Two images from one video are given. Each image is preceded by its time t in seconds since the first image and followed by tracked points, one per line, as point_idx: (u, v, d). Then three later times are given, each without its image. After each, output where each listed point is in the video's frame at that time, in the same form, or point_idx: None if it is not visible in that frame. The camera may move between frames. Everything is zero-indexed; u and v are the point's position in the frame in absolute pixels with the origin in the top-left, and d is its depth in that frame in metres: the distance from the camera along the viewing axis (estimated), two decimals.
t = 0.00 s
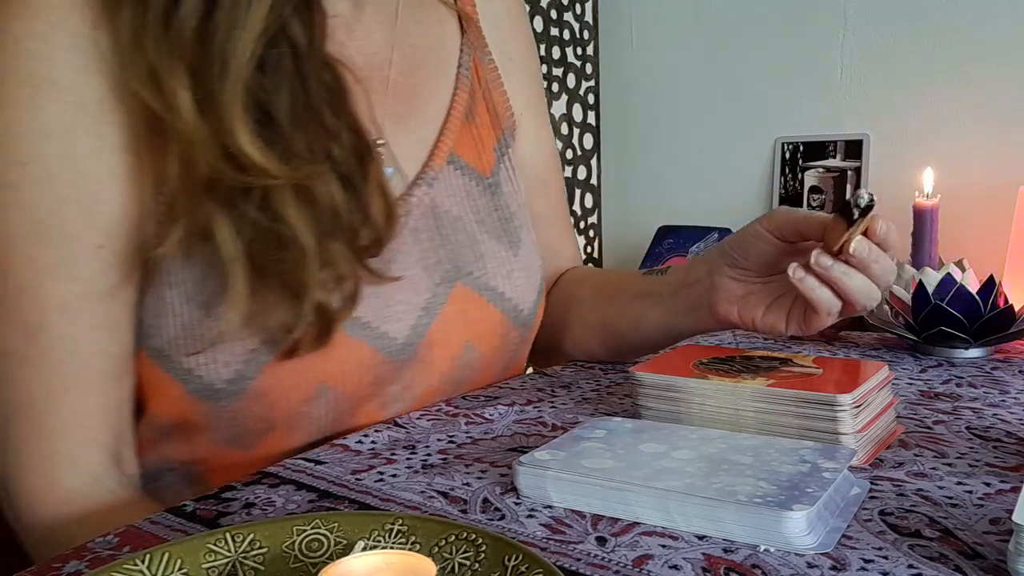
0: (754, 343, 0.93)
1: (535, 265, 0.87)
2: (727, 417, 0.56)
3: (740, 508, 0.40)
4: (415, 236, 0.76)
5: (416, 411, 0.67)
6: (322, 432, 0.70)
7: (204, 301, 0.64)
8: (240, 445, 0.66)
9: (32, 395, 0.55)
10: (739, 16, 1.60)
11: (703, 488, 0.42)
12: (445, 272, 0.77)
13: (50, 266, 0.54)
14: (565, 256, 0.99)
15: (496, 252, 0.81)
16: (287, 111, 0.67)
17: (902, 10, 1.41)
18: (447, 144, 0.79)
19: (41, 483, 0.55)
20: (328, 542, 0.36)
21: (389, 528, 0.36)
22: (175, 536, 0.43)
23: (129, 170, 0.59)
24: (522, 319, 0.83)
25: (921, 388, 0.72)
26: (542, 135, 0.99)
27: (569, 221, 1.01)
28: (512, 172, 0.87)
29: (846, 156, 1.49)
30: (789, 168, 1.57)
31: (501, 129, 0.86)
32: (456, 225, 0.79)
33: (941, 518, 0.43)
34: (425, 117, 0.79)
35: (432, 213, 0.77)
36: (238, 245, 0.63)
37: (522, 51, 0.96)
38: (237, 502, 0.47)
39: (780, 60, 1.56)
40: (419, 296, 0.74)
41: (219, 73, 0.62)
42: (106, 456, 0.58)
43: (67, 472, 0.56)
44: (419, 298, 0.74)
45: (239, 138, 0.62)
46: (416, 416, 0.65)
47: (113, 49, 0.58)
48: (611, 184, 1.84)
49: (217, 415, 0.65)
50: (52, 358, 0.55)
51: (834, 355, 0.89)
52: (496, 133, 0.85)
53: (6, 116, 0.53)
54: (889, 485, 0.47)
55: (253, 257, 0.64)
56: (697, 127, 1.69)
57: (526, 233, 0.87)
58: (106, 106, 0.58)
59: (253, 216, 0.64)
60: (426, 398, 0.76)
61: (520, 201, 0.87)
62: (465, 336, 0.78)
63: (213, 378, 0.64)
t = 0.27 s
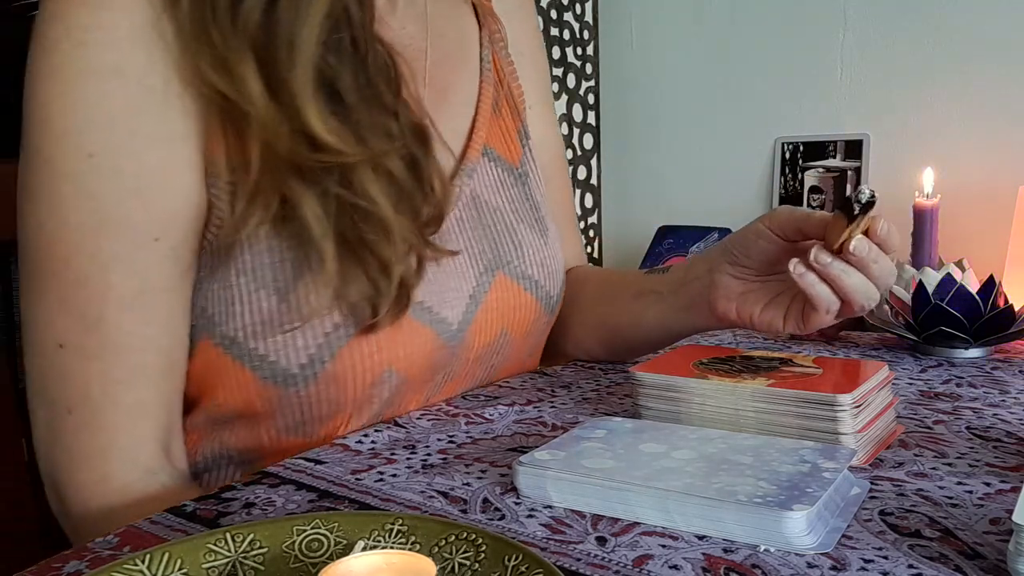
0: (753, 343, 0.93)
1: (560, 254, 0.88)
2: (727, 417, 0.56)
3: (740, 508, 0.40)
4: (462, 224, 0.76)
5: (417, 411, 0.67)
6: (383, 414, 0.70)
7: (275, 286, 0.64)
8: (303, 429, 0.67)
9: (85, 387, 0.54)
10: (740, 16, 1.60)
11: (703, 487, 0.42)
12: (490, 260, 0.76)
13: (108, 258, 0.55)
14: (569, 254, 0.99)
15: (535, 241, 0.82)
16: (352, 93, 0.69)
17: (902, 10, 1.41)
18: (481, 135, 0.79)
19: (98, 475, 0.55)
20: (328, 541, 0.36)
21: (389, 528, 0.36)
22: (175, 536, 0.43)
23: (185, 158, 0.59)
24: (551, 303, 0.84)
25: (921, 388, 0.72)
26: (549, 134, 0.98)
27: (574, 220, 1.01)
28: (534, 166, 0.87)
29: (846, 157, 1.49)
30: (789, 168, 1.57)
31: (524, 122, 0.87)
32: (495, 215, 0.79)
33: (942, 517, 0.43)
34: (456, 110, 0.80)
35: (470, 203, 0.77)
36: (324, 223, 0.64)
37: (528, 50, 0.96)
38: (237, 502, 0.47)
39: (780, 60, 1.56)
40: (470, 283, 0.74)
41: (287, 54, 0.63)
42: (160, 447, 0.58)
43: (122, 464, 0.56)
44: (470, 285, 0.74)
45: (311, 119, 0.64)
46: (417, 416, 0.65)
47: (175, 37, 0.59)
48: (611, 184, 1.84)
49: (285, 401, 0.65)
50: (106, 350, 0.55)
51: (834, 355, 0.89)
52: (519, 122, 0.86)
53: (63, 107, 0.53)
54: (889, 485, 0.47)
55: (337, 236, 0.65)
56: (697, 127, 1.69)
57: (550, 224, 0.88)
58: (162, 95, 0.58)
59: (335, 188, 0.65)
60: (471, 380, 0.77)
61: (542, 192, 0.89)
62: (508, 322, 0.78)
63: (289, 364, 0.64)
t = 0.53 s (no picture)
0: (753, 344, 0.93)
1: (554, 253, 0.88)
2: (727, 417, 0.56)
3: (740, 508, 0.40)
4: (456, 224, 0.76)
5: (417, 411, 0.67)
6: (377, 415, 0.70)
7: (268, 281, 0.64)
8: (294, 429, 0.66)
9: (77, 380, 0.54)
10: (739, 16, 1.60)
11: (703, 487, 0.42)
12: (484, 260, 0.77)
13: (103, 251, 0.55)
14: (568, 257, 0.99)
15: (528, 242, 0.82)
16: (350, 84, 0.70)
17: (902, 10, 1.41)
18: (476, 136, 0.80)
19: (89, 472, 0.53)
20: (328, 541, 0.36)
21: (389, 528, 0.36)
22: (175, 536, 0.43)
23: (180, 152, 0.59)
24: (545, 305, 0.84)
25: (921, 388, 0.72)
26: (542, 136, 0.98)
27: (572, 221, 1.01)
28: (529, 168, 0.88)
29: (846, 157, 1.49)
30: (789, 168, 1.57)
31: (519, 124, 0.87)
32: (488, 215, 0.80)
33: (941, 517, 0.43)
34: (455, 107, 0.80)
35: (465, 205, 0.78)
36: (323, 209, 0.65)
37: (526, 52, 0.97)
38: (237, 502, 0.47)
39: (780, 60, 1.56)
40: (463, 282, 0.74)
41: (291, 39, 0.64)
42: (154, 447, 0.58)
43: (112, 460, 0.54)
44: (464, 284, 0.74)
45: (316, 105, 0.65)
46: (417, 416, 0.65)
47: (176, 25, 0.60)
48: (611, 184, 1.84)
49: (276, 398, 0.64)
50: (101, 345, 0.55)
51: (834, 355, 0.89)
52: (514, 124, 0.86)
53: (61, 101, 0.53)
54: (889, 485, 0.47)
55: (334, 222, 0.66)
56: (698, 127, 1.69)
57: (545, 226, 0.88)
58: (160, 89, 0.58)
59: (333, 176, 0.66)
60: (468, 382, 0.77)
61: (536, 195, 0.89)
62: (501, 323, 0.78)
63: (281, 360, 0.64)
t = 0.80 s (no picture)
0: (753, 345, 0.93)
1: (529, 267, 0.86)
2: (727, 417, 0.56)
3: (740, 508, 0.40)
4: (409, 236, 0.75)
5: (416, 411, 0.67)
6: (315, 430, 0.70)
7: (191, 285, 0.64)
8: (223, 437, 0.66)
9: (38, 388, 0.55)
10: (739, 16, 1.60)
11: (703, 488, 0.42)
12: (438, 270, 0.76)
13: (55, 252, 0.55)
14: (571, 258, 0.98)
15: (491, 255, 0.81)
16: (289, 87, 0.68)
17: (902, 10, 1.41)
18: (445, 146, 0.79)
19: (48, 472, 0.55)
20: (328, 542, 0.36)
21: (389, 528, 0.36)
22: (175, 536, 0.43)
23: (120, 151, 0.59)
24: (513, 320, 0.82)
25: (921, 388, 0.72)
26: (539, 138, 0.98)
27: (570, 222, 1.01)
28: (506, 180, 0.86)
29: (846, 157, 1.49)
30: (789, 168, 1.57)
31: (498, 136, 0.85)
32: (449, 225, 0.78)
33: (941, 517, 0.43)
34: (428, 116, 0.80)
35: (423, 214, 0.77)
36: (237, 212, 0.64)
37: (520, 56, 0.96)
38: (238, 503, 0.47)
39: (780, 60, 1.56)
40: (412, 293, 0.73)
41: (211, 34, 0.62)
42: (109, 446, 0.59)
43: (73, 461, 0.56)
44: (413, 295, 0.73)
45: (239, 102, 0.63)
46: (416, 416, 0.65)
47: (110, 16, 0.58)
48: (611, 184, 1.84)
49: (199, 405, 0.65)
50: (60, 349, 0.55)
51: (834, 355, 0.89)
52: (493, 138, 0.84)
53: (15, 103, 0.53)
54: (890, 485, 0.47)
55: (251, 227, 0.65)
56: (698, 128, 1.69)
57: (519, 237, 0.86)
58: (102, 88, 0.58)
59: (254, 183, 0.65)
60: (420, 396, 0.76)
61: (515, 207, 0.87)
62: (458, 336, 0.77)
63: (204, 366, 0.64)
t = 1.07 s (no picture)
0: (753, 345, 0.93)
1: (518, 272, 0.82)
2: (727, 417, 0.56)
3: (740, 508, 0.40)
4: (383, 240, 0.72)
5: (416, 411, 0.67)
6: (287, 439, 0.68)
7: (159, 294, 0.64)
8: (198, 445, 0.67)
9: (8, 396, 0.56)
10: (739, 16, 1.60)
11: (703, 488, 0.42)
12: (416, 275, 0.73)
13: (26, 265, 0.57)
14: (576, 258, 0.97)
15: (472, 258, 0.77)
16: (243, 91, 0.65)
17: (902, 10, 1.41)
18: (423, 150, 0.77)
19: (25, 484, 0.57)
20: (327, 542, 0.36)
21: (389, 528, 0.36)
22: (174, 536, 0.43)
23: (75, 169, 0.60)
24: (499, 326, 0.79)
25: (922, 388, 0.72)
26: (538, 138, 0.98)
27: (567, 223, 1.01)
28: (490, 182, 0.84)
29: (846, 156, 1.49)
30: (789, 168, 1.57)
31: (480, 135, 0.84)
32: (426, 228, 0.75)
33: (941, 518, 0.43)
34: (402, 118, 0.78)
35: (399, 217, 0.74)
36: (187, 222, 0.62)
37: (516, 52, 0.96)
38: (238, 502, 0.47)
39: (780, 59, 1.56)
40: (388, 299, 0.70)
41: (147, 43, 0.60)
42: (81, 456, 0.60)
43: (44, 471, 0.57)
44: (388, 301, 0.70)
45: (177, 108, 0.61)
46: (416, 416, 0.65)
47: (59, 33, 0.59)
48: (611, 184, 1.84)
49: (168, 415, 0.65)
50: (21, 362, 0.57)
51: (834, 355, 0.89)
52: (472, 139, 0.83)
53: None
54: (890, 485, 0.47)
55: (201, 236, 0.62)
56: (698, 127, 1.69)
57: (505, 239, 0.82)
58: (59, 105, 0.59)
59: (203, 193, 0.62)
60: (402, 404, 0.74)
61: (497, 206, 0.83)
62: (442, 344, 0.73)
63: (168, 378, 0.63)
